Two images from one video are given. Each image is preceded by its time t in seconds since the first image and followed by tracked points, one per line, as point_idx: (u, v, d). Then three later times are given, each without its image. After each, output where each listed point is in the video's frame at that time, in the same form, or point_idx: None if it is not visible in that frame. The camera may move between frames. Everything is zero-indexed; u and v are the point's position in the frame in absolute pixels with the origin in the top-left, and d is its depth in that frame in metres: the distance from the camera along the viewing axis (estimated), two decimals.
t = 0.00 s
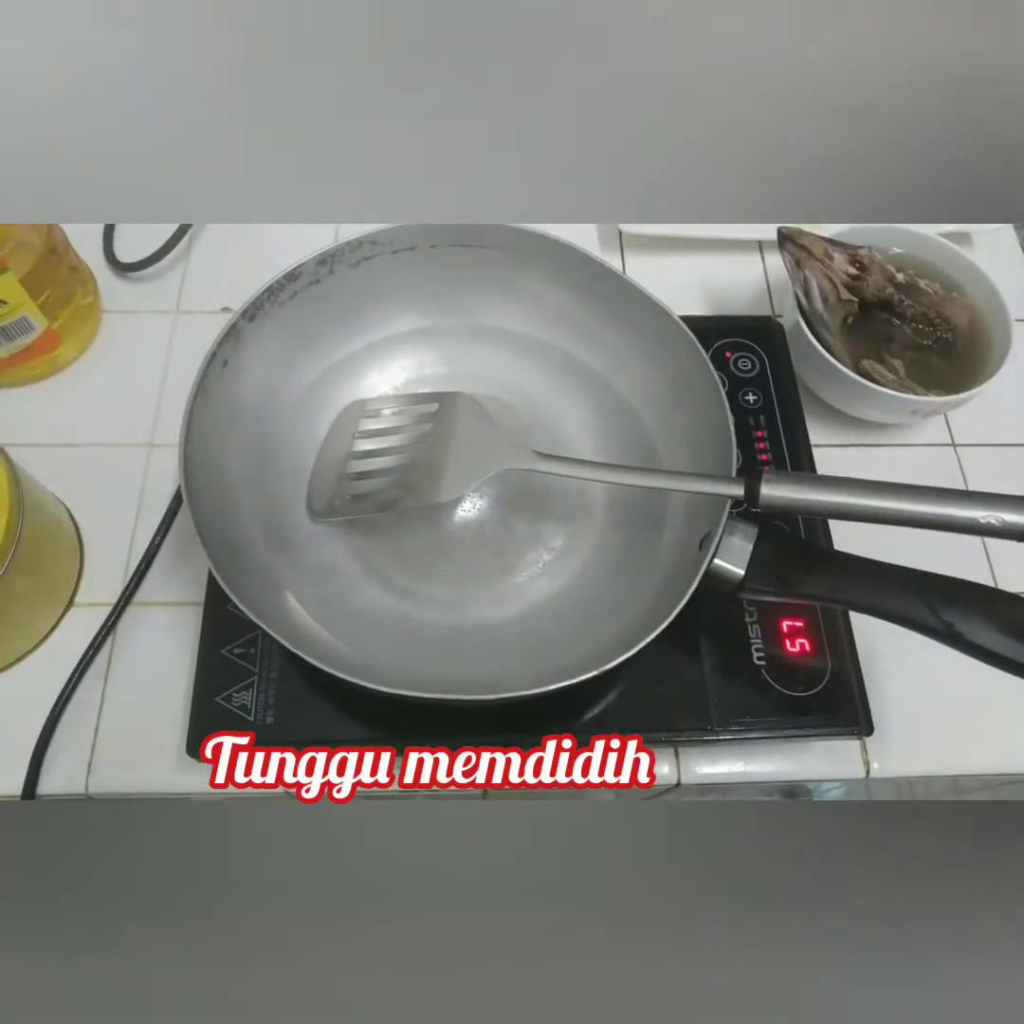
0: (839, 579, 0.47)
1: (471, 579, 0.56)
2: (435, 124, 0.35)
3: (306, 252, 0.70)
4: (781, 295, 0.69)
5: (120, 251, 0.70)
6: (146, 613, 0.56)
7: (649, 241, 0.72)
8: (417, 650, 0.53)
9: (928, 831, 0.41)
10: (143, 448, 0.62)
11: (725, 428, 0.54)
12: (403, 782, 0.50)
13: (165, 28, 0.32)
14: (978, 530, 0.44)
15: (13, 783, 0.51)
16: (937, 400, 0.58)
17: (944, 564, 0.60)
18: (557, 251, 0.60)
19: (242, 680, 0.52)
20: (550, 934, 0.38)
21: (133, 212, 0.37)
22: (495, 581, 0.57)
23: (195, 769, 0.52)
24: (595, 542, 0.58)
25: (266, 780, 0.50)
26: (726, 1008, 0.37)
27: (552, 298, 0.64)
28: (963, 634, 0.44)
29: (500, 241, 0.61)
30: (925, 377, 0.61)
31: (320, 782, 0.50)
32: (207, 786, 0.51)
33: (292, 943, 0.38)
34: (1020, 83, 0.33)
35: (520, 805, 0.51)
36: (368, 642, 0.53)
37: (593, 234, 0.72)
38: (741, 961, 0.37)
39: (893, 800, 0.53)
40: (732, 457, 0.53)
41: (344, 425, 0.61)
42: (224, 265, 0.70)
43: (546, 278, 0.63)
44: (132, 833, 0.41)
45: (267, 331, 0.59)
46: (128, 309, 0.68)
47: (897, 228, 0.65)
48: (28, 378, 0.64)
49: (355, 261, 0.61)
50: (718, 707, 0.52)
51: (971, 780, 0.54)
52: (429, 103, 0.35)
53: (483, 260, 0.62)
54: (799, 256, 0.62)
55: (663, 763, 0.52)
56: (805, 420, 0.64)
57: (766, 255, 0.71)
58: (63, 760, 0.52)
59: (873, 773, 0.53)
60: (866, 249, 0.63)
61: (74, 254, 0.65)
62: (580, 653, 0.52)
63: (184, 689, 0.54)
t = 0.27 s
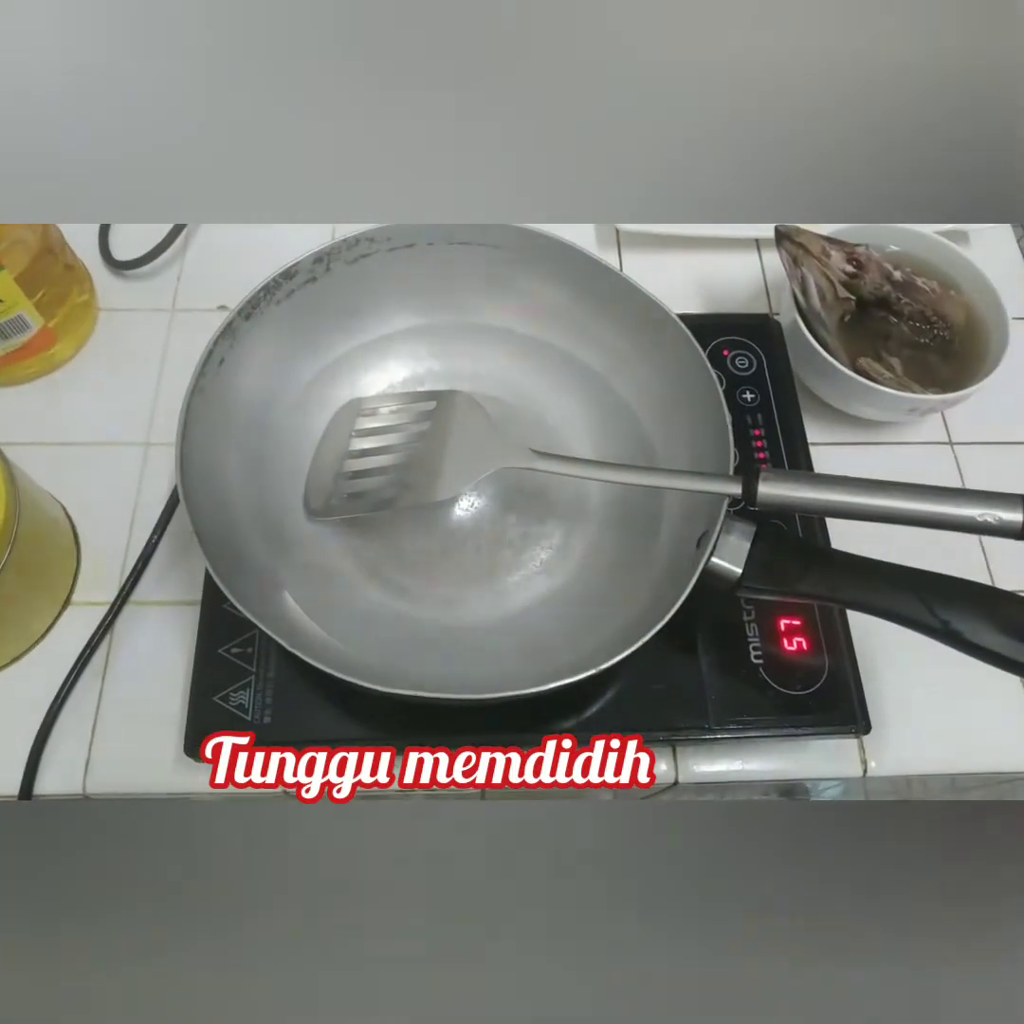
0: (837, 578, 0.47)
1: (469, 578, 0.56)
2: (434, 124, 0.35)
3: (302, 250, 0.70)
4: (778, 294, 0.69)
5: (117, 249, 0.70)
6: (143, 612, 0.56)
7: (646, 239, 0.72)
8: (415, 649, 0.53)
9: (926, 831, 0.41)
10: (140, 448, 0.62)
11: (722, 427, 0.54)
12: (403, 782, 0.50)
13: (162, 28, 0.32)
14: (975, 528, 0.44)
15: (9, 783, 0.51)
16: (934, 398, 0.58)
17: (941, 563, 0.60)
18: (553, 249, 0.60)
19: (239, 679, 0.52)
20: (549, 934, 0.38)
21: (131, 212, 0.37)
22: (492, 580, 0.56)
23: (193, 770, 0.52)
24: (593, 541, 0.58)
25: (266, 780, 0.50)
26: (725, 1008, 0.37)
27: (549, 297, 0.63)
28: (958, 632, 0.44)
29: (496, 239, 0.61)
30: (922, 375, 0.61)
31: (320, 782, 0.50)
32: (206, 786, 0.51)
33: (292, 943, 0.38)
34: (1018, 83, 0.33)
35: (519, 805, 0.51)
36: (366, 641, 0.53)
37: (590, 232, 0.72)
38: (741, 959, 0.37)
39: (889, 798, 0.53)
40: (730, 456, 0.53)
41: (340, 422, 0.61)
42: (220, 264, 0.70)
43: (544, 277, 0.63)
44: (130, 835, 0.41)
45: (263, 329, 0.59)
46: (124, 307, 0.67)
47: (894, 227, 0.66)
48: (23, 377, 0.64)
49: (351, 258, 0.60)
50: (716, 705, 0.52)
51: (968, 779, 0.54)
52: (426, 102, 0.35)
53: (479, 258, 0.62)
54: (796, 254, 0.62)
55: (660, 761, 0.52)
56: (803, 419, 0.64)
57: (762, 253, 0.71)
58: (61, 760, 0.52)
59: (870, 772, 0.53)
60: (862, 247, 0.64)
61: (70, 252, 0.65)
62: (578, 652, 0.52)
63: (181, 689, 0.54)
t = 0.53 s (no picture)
0: (835, 577, 0.47)
1: (467, 578, 0.56)
2: (433, 125, 0.35)
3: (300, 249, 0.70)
4: (777, 293, 0.69)
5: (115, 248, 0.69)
6: (141, 612, 0.56)
7: (644, 238, 0.72)
8: (414, 649, 0.53)
9: (924, 831, 0.41)
10: (137, 447, 0.62)
11: (721, 426, 0.54)
12: (403, 782, 0.50)
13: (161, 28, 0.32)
14: (973, 528, 0.44)
15: (7, 783, 0.51)
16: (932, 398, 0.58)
17: (939, 562, 0.60)
18: (552, 248, 0.60)
19: (237, 679, 0.52)
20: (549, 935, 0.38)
21: (130, 212, 0.37)
22: (491, 580, 0.56)
23: (193, 770, 0.52)
24: (592, 541, 0.58)
25: (266, 779, 0.50)
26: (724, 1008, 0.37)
27: (547, 297, 0.63)
28: (957, 631, 0.44)
29: (495, 239, 0.60)
30: (920, 375, 0.61)
31: (320, 782, 0.50)
32: (206, 786, 0.51)
33: (292, 944, 0.38)
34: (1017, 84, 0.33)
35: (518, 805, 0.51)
36: (365, 641, 0.53)
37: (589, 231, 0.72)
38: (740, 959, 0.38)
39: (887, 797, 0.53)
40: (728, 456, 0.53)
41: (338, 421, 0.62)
42: (218, 263, 0.70)
43: (542, 277, 0.62)
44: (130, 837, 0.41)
45: (262, 328, 0.59)
46: (122, 307, 0.67)
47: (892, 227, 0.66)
48: (20, 376, 0.63)
49: (349, 258, 0.60)
50: (715, 704, 0.52)
51: (966, 778, 0.54)
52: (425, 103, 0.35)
53: (478, 257, 0.62)
54: (794, 254, 0.62)
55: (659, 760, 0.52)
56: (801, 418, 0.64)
57: (761, 252, 0.71)
58: (59, 760, 0.51)
59: (868, 770, 0.53)
60: (860, 246, 0.64)
61: (67, 251, 0.65)
62: (577, 651, 0.52)
63: (180, 689, 0.54)
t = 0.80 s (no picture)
0: (834, 577, 0.47)
1: (466, 577, 0.56)
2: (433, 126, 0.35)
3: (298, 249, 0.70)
4: (776, 292, 0.69)
5: (113, 248, 0.69)
6: (139, 612, 0.56)
7: (643, 238, 0.72)
8: (414, 649, 0.53)
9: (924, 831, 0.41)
10: (136, 447, 0.62)
11: (720, 426, 0.54)
12: (403, 782, 0.50)
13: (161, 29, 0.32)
14: (972, 526, 0.44)
15: (5, 783, 0.51)
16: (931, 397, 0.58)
17: (937, 561, 0.60)
18: (551, 248, 0.60)
19: (236, 678, 0.52)
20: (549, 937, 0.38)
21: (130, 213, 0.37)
22: (490, 580, 0.56)
23: (193, 770, 0.51)
24: (591, 540, 0.58)
25: (266, 779, 0.50)
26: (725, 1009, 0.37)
27: (546, 296, 0.63)
28: (956, 630, 0.44)
29: (494, 238, 0.60)
30: (919, 374, 0.61)
31: (320, 782, 0.50)
32: (206, 786, 0.51)
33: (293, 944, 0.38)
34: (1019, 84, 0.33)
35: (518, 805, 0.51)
36: (365, 641, 0.53)
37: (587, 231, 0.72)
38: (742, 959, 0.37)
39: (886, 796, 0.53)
40: (728, 456, 0.53)
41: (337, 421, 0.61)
42: (217, 262, 0.70)
43: (541, 276, 0.62)
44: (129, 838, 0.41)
45: (260, 327, 0.58)
46: (120, 306, 0.67)
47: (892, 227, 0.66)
48: (18, 376, 0.63)
49: (348, 257, 0.60)
50: (714, 704, 0.52)
51: (965, 777, 0.54)
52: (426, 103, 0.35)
53: (477, 257, 0.62)
54: (793, 253, 0.62)
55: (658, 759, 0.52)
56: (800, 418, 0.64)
57: (760, 252, 0.71)
58: (57, 760, 0.51)
59: (867, 769, 0.53)
60: (859, 245, 0.64)
61: (65, 251, 0.65)
62: (576, 651, 0.52)
63: (179, 689, 0.54)
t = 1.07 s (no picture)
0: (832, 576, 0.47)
1: (465, 577, 0.56)
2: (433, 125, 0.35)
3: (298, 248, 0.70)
4: (775, 291, 0.69)
5: (112, 247, 0.69)
6: (138, 612, 0.56)
7: (643, 238, 0.72)
8: (413, 648, 0.53)
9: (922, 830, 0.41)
10: (135, 446, 0.62)
11: (719, 425, 0.54)
12: (403, 782, 0.50)
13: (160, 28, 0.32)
14: (971, 526, 0.44)
15: (4, 783, 0.51)
16: (929, 396, 0.58)
17: (936, 561, 0.60)
18: (550, 247, 0.60)
19: (235, 678, 0.52)
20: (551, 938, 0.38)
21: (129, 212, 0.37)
22: (489, 579, 0.56)
23: (192, 770, 0.51)
24: (590, 540, 0.58)
25: (266, 779, 0.50)
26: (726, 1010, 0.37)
27: (546, 296, 0.63)
28: (956, 630, 0.44)
29: (493, 238, 0.60)
30: (918, 374, 0.61)
31: (320, 782, 0.50)
32: (206, 786, 0.51)
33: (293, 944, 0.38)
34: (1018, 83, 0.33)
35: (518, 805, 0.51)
36: (364, 640, 0.53)
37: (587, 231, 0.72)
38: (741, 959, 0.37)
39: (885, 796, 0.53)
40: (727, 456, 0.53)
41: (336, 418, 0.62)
42: (216, 260, 0.70)
43: (541, 276, 0.62)
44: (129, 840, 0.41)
45: (260, 326, 0.58)
46: (119, 306, 0.67)
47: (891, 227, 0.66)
48: (18, 374, 0.63)
49: (348, 256, 0.60)
50: (713, 703, 0.52)
51: (965, 777, 0.54)
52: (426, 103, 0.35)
53: (476, 256, 0.62)
54: (793, 251, 0.62)
55: (659, 760, 0.52)
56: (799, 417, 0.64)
57: (759, 252, 0.71)
58: (56, 760, 0.51)
59: (866, 769, 0.53)
60: (858, 245, 0.64)
61: (64, 249, 0.65)
62: (575, 650, 0.52)
63: (177, 689, 0.53)
